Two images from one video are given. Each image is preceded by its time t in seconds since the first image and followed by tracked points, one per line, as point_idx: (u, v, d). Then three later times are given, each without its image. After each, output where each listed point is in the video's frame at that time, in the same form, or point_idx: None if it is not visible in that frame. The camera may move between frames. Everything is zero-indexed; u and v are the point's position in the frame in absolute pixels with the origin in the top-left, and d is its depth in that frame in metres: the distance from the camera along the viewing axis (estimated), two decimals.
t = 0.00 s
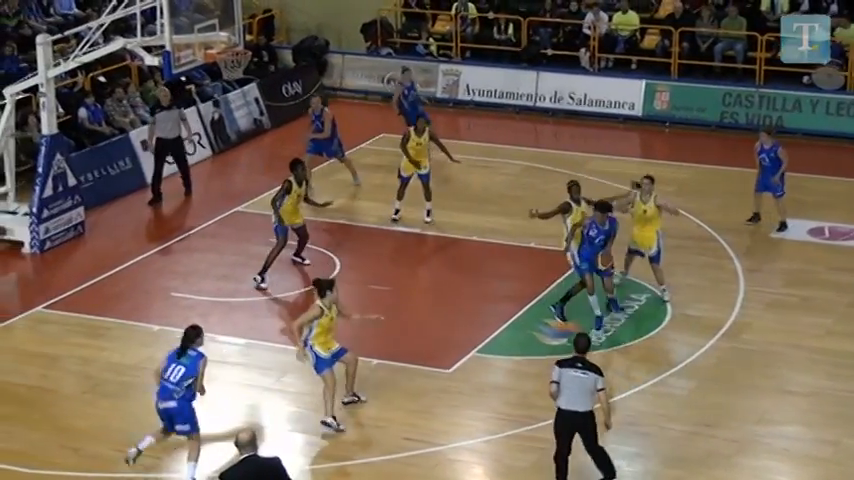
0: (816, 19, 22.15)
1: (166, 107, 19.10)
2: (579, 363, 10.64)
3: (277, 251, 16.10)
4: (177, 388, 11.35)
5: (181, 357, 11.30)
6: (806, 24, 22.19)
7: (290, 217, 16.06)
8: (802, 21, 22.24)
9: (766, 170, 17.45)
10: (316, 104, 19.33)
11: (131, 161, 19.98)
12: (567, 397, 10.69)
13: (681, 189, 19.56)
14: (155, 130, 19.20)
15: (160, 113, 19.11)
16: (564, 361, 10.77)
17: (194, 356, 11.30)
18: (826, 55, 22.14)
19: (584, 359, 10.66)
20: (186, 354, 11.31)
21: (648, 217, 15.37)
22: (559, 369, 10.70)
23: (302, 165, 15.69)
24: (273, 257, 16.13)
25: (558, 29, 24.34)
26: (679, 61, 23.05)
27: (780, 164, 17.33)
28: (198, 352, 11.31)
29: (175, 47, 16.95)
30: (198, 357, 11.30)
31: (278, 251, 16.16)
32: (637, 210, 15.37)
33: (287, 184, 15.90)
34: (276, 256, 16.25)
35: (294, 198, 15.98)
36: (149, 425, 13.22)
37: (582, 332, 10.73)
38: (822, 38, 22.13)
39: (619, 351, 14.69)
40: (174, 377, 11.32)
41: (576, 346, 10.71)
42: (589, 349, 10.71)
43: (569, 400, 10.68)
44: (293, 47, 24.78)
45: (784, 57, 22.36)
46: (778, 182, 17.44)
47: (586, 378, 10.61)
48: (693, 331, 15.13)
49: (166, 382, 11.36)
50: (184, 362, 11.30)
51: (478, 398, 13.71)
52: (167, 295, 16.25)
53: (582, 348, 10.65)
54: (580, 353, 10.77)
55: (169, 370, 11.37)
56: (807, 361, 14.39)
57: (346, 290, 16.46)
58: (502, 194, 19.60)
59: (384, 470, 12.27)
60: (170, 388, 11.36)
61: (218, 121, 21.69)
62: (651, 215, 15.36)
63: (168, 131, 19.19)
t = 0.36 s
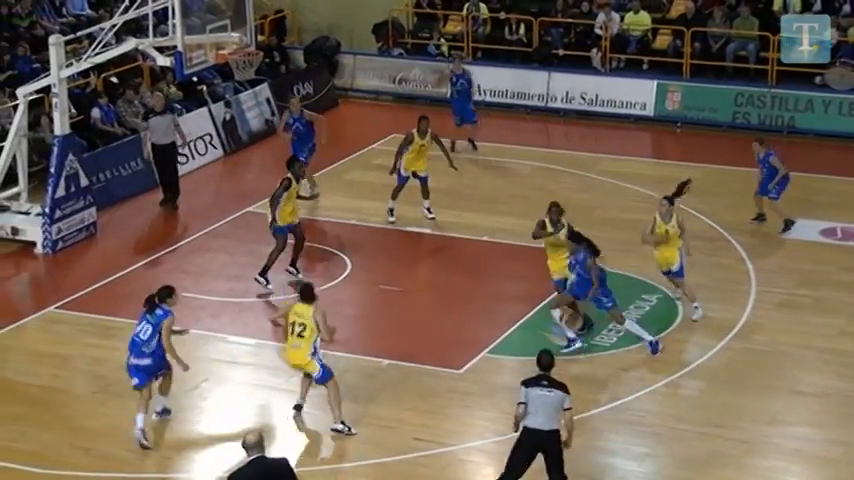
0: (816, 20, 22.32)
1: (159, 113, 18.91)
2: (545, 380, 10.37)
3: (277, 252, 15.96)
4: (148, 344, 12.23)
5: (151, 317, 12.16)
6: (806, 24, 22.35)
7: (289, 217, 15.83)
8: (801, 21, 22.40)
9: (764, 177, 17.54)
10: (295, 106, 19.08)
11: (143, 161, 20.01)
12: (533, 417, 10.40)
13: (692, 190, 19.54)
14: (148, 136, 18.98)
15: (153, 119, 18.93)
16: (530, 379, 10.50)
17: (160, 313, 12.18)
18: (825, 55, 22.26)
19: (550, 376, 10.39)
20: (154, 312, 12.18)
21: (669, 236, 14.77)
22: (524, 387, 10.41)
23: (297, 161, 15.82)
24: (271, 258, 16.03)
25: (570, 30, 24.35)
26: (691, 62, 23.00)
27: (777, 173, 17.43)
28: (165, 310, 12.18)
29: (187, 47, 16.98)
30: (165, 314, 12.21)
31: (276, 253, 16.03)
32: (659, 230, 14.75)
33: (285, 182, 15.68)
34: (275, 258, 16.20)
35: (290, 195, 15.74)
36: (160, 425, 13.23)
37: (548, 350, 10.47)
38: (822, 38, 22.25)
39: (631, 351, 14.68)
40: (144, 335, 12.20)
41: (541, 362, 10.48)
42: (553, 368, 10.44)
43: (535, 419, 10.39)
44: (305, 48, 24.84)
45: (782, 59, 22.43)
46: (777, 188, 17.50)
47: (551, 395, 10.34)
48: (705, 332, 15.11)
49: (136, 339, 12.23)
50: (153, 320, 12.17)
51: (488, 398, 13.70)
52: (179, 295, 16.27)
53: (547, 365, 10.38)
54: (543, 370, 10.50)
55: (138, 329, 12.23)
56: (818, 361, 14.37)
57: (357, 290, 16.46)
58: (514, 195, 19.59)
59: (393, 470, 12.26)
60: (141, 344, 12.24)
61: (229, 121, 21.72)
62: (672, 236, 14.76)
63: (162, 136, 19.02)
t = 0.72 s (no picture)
0: (817, 20, 22.30)
1: (150, 124, 18.34)
2: (479, 379, 10.52)
3: (264, 269, 15.66)
4: (122, 310, 13.11)
5: (125, 283, 13.06)
6: (805, 24, 22.33)
7: (281, 234, 15.62)
8: (800, 20, 22.38)
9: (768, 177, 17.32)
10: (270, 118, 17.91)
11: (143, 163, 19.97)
12: (468, 416, 10.55)
13: (694, 191, 19.53)
14: (139, 147, 18.43)
15: (144, 130, 18.36)
16: (459, 378, 10.59)
17: (133, 280, 13.06)
18: (825, 55, 22.28)
19: (482, 374, 10.55)
20: (127, 279, 13.07)
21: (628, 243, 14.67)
22: (458, 390, 10.48)
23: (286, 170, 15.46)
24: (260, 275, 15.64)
25: (571, 31, 24.41)
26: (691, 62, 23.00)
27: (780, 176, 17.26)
28: (137, 277, 13.07)
29: (188, 48, 16.97)
30: (138, 282, 13.08)
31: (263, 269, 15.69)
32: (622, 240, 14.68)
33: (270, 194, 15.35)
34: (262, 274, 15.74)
35: (280, 209, 15.48)
36: (162, 426, 13.22)
37: (468, 345, 10.61)
38: (822, 38, 22.25)
39: (633, 352, 14.68)
40: (118, 301, 13.09)
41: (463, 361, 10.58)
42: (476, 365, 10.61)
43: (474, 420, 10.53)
44: (306, 49, 24.88)
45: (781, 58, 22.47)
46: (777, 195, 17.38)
47: (487, 392, 10.52)
48: (707, 333, 15.10)
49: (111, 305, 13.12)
50: (127, 286, 13.06)
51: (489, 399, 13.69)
52: (180, 296, 16.26)
53: (476, 363, 10.52)
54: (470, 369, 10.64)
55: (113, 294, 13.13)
56: (820, 362, 14.36)
57: (357, 291, 16.45)
58: (515, 196, 19.58)
59: (394, 471, 12.26)
60: (115, 310, 13.12)
61: (230, 122, 21.72)
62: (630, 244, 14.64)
63: (152, 147, 18.46)
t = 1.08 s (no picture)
0: (817, 19, 22.32)
1: (141, 131, 18.27)
2: (413, 385, 10.44)
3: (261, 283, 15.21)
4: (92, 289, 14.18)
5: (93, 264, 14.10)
6: (805, 24, 22.36)
7: (275, 251, 15.20)
8: (801, 21, 22.37)
9: (772, 191, 16.67)
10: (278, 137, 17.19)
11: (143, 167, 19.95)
12: (404, 423, 10.50)
13: (695, 195, 19.53)
14: (128, 154, 18.33)
15: (135, 136, 18.27)
16: (392, 387, 10.52)
17: (100, 262, 14.06)
18: (826, 54, 22.33)
19: (416, 380, 10.48)
20: (95, 261, 14.09)
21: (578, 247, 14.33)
22: (394, 397, 10.42)
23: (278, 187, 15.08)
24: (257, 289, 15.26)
25: (573, 34, 24.43)
26: (694, 66, 23.13)
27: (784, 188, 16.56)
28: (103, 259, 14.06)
29: (190, 51, 16.97)
30: (104, 264, 14.07)
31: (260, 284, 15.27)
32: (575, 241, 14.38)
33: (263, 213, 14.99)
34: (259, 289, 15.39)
35: (274, 227, 15.14)
36: (163, 429, 13.22)
37: (402, 353, 10.60)
38: (822, 39, 22.31)
39: (635, 355, 14.68)
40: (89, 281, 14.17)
41: (397, 367, 10.57)
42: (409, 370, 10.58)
43: (408, 426, 10.51)
44: (307, 53, 24.91)
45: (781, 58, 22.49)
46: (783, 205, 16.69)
47: (421, 398, 10.46)
48: (708, 336, 15.10)
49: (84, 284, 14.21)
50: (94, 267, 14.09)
51: (491, 402, 13.69)
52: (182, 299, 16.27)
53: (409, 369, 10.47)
54: (402, 373, 10.56)
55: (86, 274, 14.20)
56: (821, 366, 14.37)
57: (358, 294, 16.46)
58: (516, 199, 19.58)
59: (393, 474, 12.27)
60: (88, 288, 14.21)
61: (232, 124, 21.73)
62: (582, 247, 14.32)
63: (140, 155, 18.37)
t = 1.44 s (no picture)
0: (816, 19, 22.31)
1: (144, 130, 18.29)
2: (363, 381, 10.38)
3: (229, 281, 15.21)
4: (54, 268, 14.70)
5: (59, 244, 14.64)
6: (806, 24, 22.32)
7: (256, 254, 15.13)
8: (801, 21, 22.34)
9: (777, 205, 16.27)
10: (309, 148, 16.57)
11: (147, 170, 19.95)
12: (354, 417, 10.46)
13: (697, 196, 19.51)
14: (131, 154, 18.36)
15: (138, 136, 18.30)
16: (342, 382, 10.44)
17: (68, 244, 14.56)
18: (826, 54, 22.31)
19: (367, 375, 10.41)
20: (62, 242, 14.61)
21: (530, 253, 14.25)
22: (343, 393, 10.36)
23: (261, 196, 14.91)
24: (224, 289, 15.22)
25: (575, 36, 24.38)
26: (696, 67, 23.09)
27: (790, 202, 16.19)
28: (70, 241, 14.55)
29: (192, 52, 16.98)
30: (69, 245, 14.55)
31: (227, 285, 15.23)
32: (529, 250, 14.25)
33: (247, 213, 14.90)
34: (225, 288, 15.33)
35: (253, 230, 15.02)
36: (166, 430, 13.21)
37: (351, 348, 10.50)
38: (823, 39, 22.30)
39: (638, 356, 14.67)
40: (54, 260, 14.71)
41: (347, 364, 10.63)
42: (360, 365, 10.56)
43: (360, 419, 10.46)
44: (309, 54, 24.94)
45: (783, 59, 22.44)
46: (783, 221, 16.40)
47: (371, 393, 10.41)
48: (711, 338, 15.09)
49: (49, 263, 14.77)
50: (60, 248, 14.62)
51: (494, 403, 13.69)
52: (184, 300, 16.27)
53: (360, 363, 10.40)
54: (354, 368, 10.48)
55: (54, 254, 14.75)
56: (823, 367, 14.36)
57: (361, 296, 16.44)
58: (519, 200, 19.57)
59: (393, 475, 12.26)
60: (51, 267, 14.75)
61: (234, 125, 21.74)
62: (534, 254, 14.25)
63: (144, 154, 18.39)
